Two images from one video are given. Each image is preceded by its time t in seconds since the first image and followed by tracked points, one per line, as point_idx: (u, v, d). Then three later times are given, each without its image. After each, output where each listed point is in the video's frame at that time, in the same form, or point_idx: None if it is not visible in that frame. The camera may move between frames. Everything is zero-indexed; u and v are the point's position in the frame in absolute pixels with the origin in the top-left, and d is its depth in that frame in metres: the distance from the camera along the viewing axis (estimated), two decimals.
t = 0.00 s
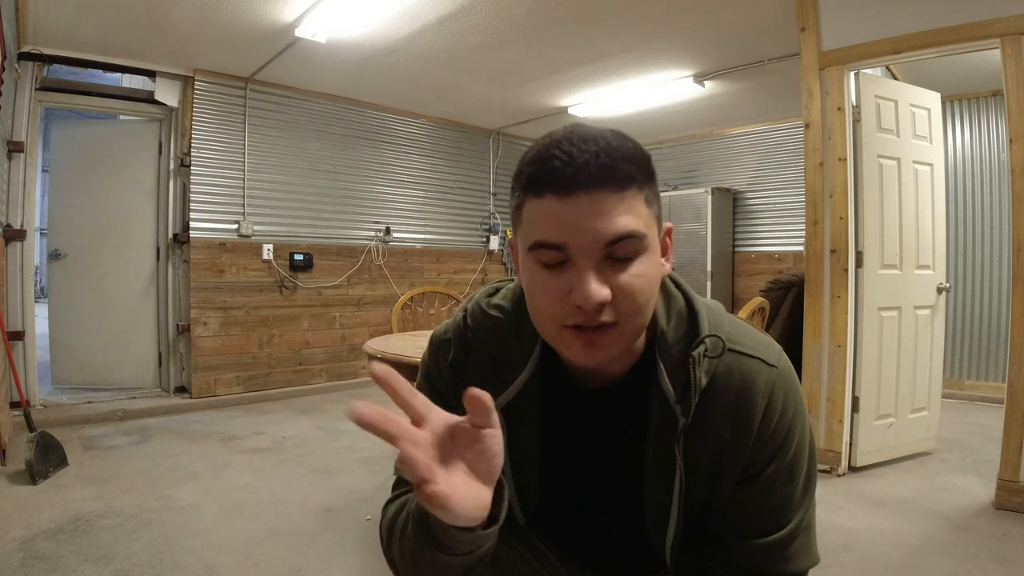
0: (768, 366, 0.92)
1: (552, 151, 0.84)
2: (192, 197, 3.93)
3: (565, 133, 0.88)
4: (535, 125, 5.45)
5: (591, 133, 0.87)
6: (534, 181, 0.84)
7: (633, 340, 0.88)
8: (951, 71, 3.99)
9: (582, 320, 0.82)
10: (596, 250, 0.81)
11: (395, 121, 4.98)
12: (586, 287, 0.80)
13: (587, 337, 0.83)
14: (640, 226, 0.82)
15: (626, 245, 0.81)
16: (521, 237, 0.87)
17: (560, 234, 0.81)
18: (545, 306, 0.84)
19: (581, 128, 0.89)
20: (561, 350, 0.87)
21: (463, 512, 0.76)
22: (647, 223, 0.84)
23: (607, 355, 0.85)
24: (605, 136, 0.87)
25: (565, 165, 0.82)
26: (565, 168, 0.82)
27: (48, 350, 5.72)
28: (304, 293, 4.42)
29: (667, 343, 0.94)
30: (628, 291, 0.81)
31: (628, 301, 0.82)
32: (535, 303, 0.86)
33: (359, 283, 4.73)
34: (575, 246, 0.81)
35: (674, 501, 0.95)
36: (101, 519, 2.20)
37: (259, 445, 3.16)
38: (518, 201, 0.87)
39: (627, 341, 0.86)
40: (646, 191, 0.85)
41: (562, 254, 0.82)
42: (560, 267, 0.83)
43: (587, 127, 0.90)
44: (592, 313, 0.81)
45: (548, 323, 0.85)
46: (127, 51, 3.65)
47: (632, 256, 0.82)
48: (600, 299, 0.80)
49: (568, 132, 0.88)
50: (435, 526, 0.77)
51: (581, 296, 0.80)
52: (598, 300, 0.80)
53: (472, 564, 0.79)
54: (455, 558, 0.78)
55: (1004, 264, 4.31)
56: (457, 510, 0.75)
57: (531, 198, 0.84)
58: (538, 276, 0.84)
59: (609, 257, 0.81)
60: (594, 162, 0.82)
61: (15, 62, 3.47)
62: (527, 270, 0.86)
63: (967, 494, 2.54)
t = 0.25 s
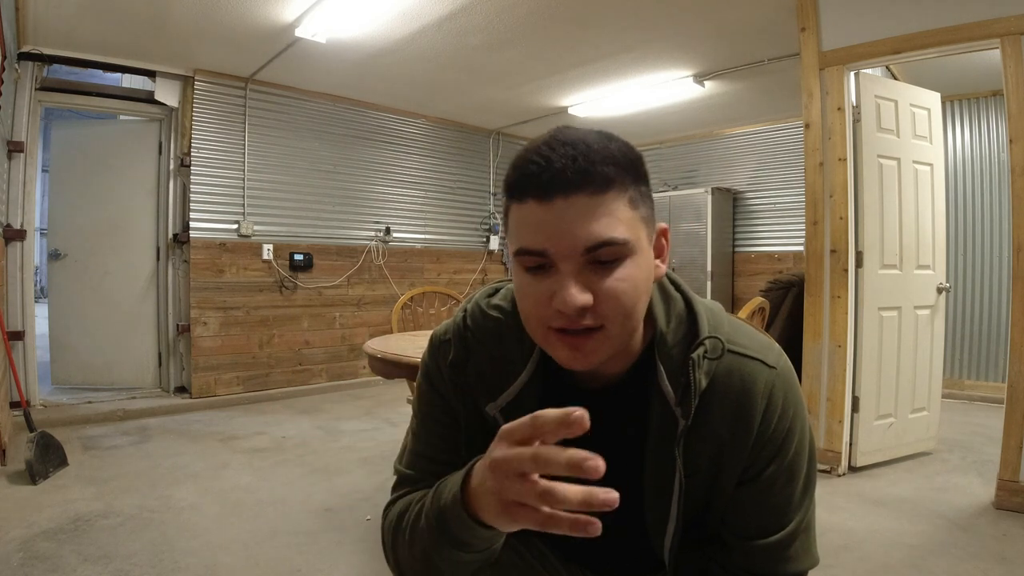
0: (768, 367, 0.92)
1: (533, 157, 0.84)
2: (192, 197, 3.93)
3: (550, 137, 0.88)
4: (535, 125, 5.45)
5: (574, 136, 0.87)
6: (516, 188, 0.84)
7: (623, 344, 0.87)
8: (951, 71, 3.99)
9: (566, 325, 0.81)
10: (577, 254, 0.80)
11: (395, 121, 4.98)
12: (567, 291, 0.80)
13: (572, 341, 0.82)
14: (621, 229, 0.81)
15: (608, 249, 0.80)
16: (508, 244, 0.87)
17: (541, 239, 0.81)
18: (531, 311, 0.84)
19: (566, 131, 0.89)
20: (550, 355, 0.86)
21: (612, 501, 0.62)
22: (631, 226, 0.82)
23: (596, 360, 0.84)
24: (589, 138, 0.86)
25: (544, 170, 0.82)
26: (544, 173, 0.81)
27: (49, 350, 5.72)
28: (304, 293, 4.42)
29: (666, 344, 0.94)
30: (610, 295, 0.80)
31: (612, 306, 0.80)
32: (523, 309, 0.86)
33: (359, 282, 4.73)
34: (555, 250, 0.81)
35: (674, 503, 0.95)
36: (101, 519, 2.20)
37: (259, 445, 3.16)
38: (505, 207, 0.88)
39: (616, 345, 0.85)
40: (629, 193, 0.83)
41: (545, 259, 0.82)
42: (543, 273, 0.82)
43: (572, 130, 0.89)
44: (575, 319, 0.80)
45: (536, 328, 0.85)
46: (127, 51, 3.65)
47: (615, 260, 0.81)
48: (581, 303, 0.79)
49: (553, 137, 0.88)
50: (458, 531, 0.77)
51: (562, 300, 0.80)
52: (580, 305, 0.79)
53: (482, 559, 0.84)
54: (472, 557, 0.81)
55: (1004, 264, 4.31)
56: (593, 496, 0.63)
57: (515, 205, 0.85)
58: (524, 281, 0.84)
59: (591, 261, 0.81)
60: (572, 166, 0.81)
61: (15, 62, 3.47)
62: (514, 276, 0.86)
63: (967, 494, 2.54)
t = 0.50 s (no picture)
0: (767, 367, 0.92)
1: (518, 162, 0.84)
2: (192, 197, 3.93)
3: (537, 141, 0.88)
4: (535, 125, 5.45)
5: (561, 139, 0.87)
6: (503, 193, 0.84)
7: (614, 346, 0.86)
8: (951, 71, 3.99)
9: (553, 328, 0.81)
10: (561, 259, 0.80)
11: (395, 121, 4.99)
12: (551, 295, 0.80)
13: (560, 345, 0.82)
14: (605, 232, 0.80)
15: (591, 252, 0.79)
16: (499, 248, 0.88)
17: (526, 244, 0.81)
18: (520, 314, 0.84)
19: (554, 134, 0.89)
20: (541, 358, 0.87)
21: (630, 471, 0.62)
22: (617, 228, 0.81)
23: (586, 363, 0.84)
24: (574, 141, 0.86)
25: (526, 175, 0.81)
26: (526, 178, 0.81)
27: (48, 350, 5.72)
28: (304, 293, 4.42)
29: (665, 344, 0.94)
30: (596, 299, 0.80)
31: (598, 309, 0.80)
32: (513, 312, 0.86)
33: (359, 282, 4.73)
34: (539, 255, 0.80)
35: (674, 503, 0.95)
36: (101, 519, 2.20)
37: (259, 445, 3.16)
38: (495, 212, 0.88)
39: (606, 347, 0.84)
40: (615, 195, 0.82)
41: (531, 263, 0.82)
42: (529, 277, 0.82)
43: (560, 132, 0.89)
44: (560, 322, 0.80)
45: (527, 331, 0.85)
46: (127, 51, 3.65)
47: (600, 263, 0.80)
48: (566, 307, 0.79)
49: (540, 141, 0.88)
50: (474, 522, 0.77)
51: (546, 305, 0.80)
52: (564, 308, 0.79)
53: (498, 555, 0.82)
54: (488, 550, 0.79)
55: (1004, 264, 4.31)
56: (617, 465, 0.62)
57: (502, 210, 0.85)
58: (512, 285, 0.85)
59: (575, 265, 0.80)
60: (554, 171, 0.81)
61: (15, 62, 3.47)
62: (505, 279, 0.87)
63: (967, 494, 2.54)
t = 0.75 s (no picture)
0: (766, 367, 0.93)
1: (492, 189, 0.80)
2: (192, 197, 3.93)
3: (510, 161, 0.82)
4: (535, 125, 5.45)
5: (536, 163, 0.80)
6: (474, 224, 0.82)
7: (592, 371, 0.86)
8: (951, 71, 3.99)
9: (529, 358, 0.83)
10: (528, 299, 0.78)
11: (395, 121, 4.98)
12: (523, 333, 0.79)
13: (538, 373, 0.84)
14: (574, 274, 0.76)
15: (557, 295, 0.77)
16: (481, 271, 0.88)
17: (496, 281, 0.80)
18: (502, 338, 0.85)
19: (527, 152, 0.82)
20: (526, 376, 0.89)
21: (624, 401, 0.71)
22: (585, 268, 0.77)
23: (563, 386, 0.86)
24: (542, 167, 0.79)
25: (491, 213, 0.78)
26: (490, 217, 0.78)
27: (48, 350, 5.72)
28: (304, 293, 4.42)
29: (666, 344, 0.94)
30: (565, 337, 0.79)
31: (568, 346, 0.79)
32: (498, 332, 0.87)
33: (359, 282, 4.73)
34: (511, 293, 0.79)
35: (674, 503, 0.95)
36: (101, 519, 2.20)
37: (260, 445, 3.16)
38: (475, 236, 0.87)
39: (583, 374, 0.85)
40: (584, 232, 0.77)
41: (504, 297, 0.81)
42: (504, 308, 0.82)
43: (534, 149, 0.82)
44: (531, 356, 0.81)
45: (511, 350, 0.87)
46: (127, 51, 3.65)
47: (568, 304, 0.78)
48: (535, 344, 0.80)
49: (513, 161, 0.82)
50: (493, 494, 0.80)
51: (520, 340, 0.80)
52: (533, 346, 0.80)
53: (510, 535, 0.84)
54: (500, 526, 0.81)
55: (1004, 264, 4.31)
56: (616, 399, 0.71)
57: (477, 239, 0.83)
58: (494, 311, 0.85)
59: (542, 306, 0.78)
60: (515, 211, 0.76)
61: (15, 62, 3.47)
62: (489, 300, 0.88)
63: (967, 494, 2.54)
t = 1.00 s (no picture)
0: (766, 367, 0.92)
1: (495, 196, 0.79)
2: (192, 197, 3.93)
3: (510, 167, 0.81)
4: (535, 125, 5.45)
5: (538, 167, 0.79)
6: (479, 233, 0.81)
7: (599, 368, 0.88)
8: (951, 71, 3.99)
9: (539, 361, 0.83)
10: (539, 305, 0.78)
11: (395, 121, 4.98)
12: (532, 338, 0.80)
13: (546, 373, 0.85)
14: (583, 279, 0.77)
15: (568, 300, 0.77)
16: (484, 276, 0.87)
17: (504, 288, 0.80)
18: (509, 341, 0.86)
19: (527, 157, 0.81)
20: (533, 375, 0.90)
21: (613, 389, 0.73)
22: (594, 272, 0.77)
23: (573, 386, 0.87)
24: (546, 171, 0.79)
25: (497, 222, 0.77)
26: (497, 226, 0.77)
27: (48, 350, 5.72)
28: (304, 293, 4.42)
29: (665, 345, 0.94)
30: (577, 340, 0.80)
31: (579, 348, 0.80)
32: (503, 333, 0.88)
33: (359, 282, 4.73)
34: (519, 299, 0.79)
35: (674, 504, 0.95)
36: (101, 519, 2.20)
37: (260, 445, 3.16)
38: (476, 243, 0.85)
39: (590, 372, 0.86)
40: (592, 235, 0.77)
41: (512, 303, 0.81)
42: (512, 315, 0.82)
43: (534, 154, 0.81)
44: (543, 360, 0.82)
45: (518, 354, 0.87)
46: (128, 51, 3.65)
47: (579, 308, 0.78)
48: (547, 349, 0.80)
49: (513, 166, 0.81)
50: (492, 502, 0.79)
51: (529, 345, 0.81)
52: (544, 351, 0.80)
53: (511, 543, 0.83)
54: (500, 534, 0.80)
55: (1004, 264, 4.31)
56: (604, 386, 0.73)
57: (480, 247, 0.82)
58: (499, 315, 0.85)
59: (553, 310, 0.79)
60: (523, 219, 0.76)
61: (15, 62, 3.47)
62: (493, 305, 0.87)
63: (967, 494, 2.54)
